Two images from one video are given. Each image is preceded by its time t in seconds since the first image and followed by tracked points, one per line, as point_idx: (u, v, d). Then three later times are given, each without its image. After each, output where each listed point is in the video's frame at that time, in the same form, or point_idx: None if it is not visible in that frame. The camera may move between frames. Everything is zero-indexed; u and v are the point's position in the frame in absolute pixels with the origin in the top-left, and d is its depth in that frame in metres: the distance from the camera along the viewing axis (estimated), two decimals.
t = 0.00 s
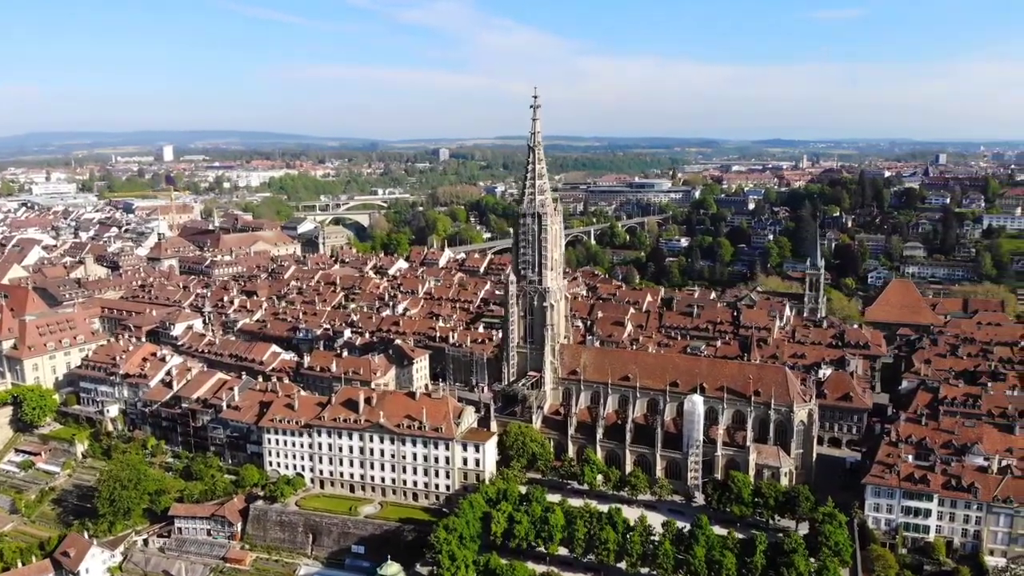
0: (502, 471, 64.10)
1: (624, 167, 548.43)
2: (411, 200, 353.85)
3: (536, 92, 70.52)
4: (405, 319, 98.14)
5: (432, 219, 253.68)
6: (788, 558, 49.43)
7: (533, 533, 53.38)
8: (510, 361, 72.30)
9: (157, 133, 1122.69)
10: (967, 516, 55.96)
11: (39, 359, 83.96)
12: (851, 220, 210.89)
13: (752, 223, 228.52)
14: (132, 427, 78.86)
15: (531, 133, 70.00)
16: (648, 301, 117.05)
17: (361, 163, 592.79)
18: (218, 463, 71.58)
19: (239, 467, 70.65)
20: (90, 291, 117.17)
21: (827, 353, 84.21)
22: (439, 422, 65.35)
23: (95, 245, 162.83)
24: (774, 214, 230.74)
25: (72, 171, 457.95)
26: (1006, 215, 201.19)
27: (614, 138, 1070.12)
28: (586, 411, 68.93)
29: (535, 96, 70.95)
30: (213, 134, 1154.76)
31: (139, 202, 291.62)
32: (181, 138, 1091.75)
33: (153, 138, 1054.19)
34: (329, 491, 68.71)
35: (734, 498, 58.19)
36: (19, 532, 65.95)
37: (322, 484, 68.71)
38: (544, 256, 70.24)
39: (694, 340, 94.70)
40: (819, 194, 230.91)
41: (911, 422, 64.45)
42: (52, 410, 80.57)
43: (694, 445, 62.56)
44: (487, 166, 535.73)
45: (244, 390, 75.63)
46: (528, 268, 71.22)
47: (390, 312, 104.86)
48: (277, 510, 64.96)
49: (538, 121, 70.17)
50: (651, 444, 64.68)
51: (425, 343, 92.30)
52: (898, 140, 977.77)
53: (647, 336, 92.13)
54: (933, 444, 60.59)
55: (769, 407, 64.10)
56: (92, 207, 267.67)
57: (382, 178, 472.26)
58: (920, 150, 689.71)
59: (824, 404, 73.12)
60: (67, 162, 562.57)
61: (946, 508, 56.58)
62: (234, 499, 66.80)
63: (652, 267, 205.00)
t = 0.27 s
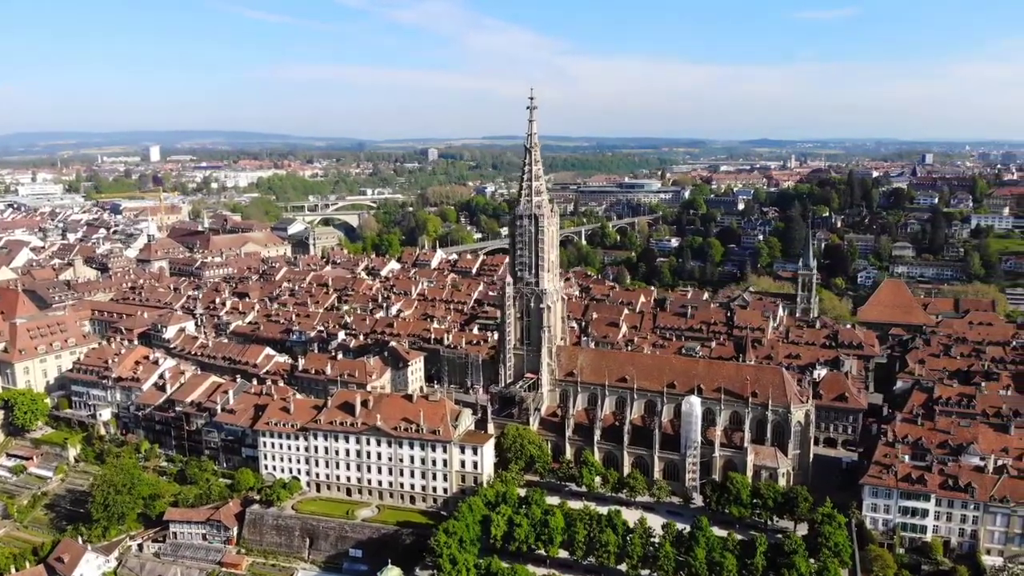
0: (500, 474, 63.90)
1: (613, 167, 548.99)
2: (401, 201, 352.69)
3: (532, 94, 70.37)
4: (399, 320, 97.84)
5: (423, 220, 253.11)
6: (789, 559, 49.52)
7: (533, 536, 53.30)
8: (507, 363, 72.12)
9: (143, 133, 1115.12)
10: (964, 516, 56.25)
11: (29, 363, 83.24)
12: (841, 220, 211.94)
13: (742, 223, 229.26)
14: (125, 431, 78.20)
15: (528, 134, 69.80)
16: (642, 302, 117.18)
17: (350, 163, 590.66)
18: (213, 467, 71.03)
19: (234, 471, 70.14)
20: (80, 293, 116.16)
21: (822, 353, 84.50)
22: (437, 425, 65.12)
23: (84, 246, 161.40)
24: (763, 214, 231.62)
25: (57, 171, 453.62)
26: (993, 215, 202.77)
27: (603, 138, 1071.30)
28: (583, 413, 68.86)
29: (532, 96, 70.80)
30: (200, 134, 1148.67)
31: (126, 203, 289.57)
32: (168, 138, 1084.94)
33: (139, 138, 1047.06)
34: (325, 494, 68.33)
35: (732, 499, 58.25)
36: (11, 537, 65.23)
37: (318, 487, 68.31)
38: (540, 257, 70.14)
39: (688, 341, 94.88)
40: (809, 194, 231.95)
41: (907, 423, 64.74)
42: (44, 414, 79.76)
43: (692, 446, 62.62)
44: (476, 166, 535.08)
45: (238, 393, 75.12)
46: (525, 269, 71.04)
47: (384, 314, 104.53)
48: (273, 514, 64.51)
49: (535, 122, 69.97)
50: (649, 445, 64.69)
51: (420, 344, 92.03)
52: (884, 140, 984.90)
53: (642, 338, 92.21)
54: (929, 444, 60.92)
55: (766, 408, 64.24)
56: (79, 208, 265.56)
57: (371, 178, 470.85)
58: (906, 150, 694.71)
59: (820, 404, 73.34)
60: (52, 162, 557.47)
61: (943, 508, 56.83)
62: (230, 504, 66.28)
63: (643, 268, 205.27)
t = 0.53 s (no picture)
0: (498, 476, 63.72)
1: (602, 167, 549.69)
2: (390, 201, 351.97)
3: (528, 95, 70.27)
4: (393, 322, 97.56)
5: (413, 220, 252.48)
6: (790, 561, 49.61)
7: (533, 539, 53.19)
8: (504, 365, 71.96)
9: (128, 133, 1107.43)
10: (961, 515, 56.50)
11: (20, 366, 82.70)
12: (830, 220, 212.98)
13: (732, 223, 230.03)
14: (118, 435, 77.53)
15: (525, 136, 69.71)
16: (635, 303, 117.31)
17: (338, 163, 588.58)
18: (208, 471, 70.47)
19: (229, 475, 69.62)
20: (70, 296, 115.14)
21: (816, 354, 84.88)
22: (434, 428, 64.88)
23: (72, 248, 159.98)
24: (753, 214, 232.45)
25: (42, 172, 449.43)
26: (981, 215, 204.40)
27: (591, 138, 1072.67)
28: (581, 415, 68.77)
29: (528, 98, 70.69)
30: (186, 134, 1141.28)
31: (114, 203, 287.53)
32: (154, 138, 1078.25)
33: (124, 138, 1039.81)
34: (321, 498, 67.92)
35: (731, 501, 58.28)
36: (4, 543, 64.49)
37: (314, 491, 67.90)
38: (537, 259, 70.05)
39: (683, 341, 95.05)
40: (798, 194, 233.00)
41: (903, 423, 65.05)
42: (35, 418, 78.92)
43: (690, 447, 62.66)
44: (466, 166, 534.52)
45: (233, 397, 74.59)
46: (522, 271, 71.00)
47: (377, 316, 104.19)
48: (269, 518, 64.05)
49: (531, 124, 69.88)
50: (647, 447, 64.69)
51: (414, 346, 91.77)
52: (870, 140, 992.11)
53: (637, 339, 92.31)
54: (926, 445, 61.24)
55: (763, 409, 64.36)
56: (66, 209, 263.27)
57: (360, 178, 469.38)
58: (892, 150, 699.87)
59: (816, 405, 73.55)
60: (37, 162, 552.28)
61: (940, 508, 57.07)
62: (226, 508, 65.75)
63: (634, 268, 205.56)
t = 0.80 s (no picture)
0: (496, 479, 63.57)
1: (590, 168, 550.51)
2: (380, 202, 351.05)
3: (524, 97, 70.20)
4: (387, 324, 97.26)
5: (403, 221, 251.86)
6: (790, 562, 49.74)
7: (533, 542, 53.12)
8: (501, 367, 71.77)
9: (114, 133, 1099.57)
10: (958, 515, 56.80)
11: (11, 370, 81.79)
12: (819, 220, 214.03)
13: (722, 224, 230.81)
14: (111, 439, 76.86)
15: (521, 138, 69.59)
16: (629, 303, 117.45)
17: (327, 164, 586.61)
18: (202, 475, 69.92)
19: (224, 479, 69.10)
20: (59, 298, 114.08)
21: (810, 354, 85.23)
22: (432, 431, 64.64)
23: (60, 249, 158.56)
24: (742, 214, 233.34)
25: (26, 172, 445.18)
26: (968, 215, 206.10)
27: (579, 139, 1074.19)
28: (578, 417, 68.70)
29: (524, 100, 70.61)
30: (172, 134, 1134.01)
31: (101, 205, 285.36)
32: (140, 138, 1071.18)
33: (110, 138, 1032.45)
34: (318, 501, 67.53)
35: (730, 502, 58.33)
36: None
37: (310, 495, 67.51)
38: (534, 261, 69.95)
39: (678, 342, 95.23)
40: (788, 195, 234.09)
41: (898, 423, 65.36)
42: (27, 422, 78.15)
43: (688, 449, 62.71)
44: (454, 167, 533.99)
45: (227, 400, 74.04)
46: (518, 273, 70.90)
47: (371, 318, 103.80)
48: (266, 522, 63.62)
49: (527, 126, 69.80)
50: (645, 449, 64.69)
51: (409, 348, 91.50)
52: (857, 140, 998.94)
53: (632, 340, 92.38)
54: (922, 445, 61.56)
55: (760, 410, 64.51)
56: (53, 210, 260.98)
57: (348, 179, 467.96)
58: (878, 151, 705.18)
59: (811, 405, 73.77)
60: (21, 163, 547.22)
61: (937, 508, 57.36)
62: (221, 512, 65.26)
63: (625, 269, 205.87)
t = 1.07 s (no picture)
0: (494, 482, 63.43)
1: (579, 168, 551.05)
2: (369, 202, 350.02)
3: (521, 98, 70.07)
4: (381, 326, 96.98)
5: (393, 222, 251.15)
6: (790, 563, 49.85)
7: (533, 545, 53.00)
8: (498, 369, 71.62)
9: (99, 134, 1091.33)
10: (955, 515, 57.08)
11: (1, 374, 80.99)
12: (808, 220, 215.01)
13: (712, 224, 231.54)
14: (103, 443, 76.19)
15: (517, 139, 69.48)
16: (622, 304, 117.61)
17: (315, 164, 584.18)
18: (197, 479, 69.41)
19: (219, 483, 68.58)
20: (48, 301, 113.05)
21: (805, 355, 85.56)
22: (429, 433, 64.42)
23: (48, 251, 157.15)
24: (732, 214, 234.27)
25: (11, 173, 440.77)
26: (956, 215, 207.74)
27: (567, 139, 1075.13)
28: (575, 419, 68.62)
29: (521, 101, 70.49)
30: (158, 134, 1126.68)
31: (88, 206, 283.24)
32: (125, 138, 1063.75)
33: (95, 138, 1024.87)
34: (314, 505, 67.15)
35: (728, 504, 58.37)
36: None
37: (307, 499, 67.10)
38: (531, 263, 69.86)
39: (672, 343, 95.42)
40: (777, 195, 235.16)
41: (894, 424, 65.65)
42: (18, 426, 77.44)
43: (686, 450, 62.75)
44: (443, 167, 533.55)
45: (222, 403, 73.49)
46: (515, 274, 70.75)
47: (365, 320, 103.51)
48: (262, 526, 63.16)
49: (524, 127, 69.70)
50: (643, 450, 64.68)
51: (403, 350, 91.23)
52: (843, 141, 1005.47)
53: (627, 341, 92.46)
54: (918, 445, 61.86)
55: (758, 411, 64.64)
56: (40, 211, 258.86)
57: (337, 179, 466.12)
58: (865, 151, 709.86)
59: (807, 406, 74.02)
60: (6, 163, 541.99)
61: (934, 508, 57.61)
62: (217, 517, 64.71)
63: (616, 270, 206.18)
